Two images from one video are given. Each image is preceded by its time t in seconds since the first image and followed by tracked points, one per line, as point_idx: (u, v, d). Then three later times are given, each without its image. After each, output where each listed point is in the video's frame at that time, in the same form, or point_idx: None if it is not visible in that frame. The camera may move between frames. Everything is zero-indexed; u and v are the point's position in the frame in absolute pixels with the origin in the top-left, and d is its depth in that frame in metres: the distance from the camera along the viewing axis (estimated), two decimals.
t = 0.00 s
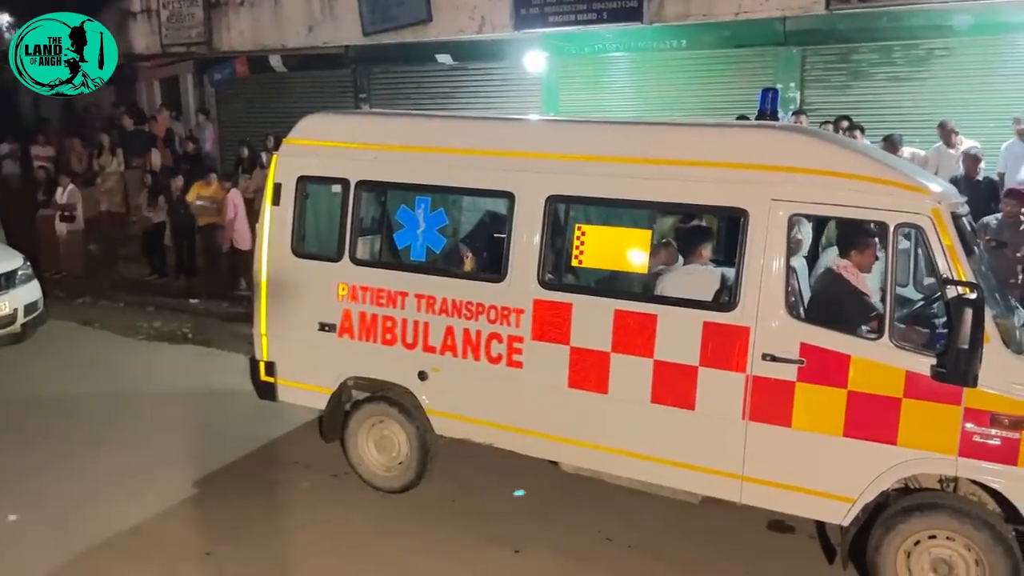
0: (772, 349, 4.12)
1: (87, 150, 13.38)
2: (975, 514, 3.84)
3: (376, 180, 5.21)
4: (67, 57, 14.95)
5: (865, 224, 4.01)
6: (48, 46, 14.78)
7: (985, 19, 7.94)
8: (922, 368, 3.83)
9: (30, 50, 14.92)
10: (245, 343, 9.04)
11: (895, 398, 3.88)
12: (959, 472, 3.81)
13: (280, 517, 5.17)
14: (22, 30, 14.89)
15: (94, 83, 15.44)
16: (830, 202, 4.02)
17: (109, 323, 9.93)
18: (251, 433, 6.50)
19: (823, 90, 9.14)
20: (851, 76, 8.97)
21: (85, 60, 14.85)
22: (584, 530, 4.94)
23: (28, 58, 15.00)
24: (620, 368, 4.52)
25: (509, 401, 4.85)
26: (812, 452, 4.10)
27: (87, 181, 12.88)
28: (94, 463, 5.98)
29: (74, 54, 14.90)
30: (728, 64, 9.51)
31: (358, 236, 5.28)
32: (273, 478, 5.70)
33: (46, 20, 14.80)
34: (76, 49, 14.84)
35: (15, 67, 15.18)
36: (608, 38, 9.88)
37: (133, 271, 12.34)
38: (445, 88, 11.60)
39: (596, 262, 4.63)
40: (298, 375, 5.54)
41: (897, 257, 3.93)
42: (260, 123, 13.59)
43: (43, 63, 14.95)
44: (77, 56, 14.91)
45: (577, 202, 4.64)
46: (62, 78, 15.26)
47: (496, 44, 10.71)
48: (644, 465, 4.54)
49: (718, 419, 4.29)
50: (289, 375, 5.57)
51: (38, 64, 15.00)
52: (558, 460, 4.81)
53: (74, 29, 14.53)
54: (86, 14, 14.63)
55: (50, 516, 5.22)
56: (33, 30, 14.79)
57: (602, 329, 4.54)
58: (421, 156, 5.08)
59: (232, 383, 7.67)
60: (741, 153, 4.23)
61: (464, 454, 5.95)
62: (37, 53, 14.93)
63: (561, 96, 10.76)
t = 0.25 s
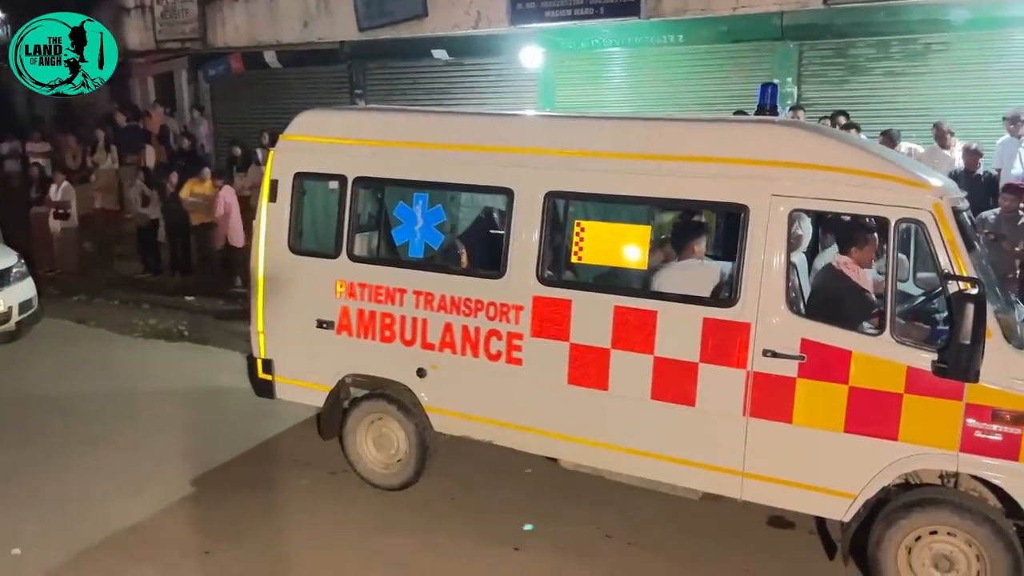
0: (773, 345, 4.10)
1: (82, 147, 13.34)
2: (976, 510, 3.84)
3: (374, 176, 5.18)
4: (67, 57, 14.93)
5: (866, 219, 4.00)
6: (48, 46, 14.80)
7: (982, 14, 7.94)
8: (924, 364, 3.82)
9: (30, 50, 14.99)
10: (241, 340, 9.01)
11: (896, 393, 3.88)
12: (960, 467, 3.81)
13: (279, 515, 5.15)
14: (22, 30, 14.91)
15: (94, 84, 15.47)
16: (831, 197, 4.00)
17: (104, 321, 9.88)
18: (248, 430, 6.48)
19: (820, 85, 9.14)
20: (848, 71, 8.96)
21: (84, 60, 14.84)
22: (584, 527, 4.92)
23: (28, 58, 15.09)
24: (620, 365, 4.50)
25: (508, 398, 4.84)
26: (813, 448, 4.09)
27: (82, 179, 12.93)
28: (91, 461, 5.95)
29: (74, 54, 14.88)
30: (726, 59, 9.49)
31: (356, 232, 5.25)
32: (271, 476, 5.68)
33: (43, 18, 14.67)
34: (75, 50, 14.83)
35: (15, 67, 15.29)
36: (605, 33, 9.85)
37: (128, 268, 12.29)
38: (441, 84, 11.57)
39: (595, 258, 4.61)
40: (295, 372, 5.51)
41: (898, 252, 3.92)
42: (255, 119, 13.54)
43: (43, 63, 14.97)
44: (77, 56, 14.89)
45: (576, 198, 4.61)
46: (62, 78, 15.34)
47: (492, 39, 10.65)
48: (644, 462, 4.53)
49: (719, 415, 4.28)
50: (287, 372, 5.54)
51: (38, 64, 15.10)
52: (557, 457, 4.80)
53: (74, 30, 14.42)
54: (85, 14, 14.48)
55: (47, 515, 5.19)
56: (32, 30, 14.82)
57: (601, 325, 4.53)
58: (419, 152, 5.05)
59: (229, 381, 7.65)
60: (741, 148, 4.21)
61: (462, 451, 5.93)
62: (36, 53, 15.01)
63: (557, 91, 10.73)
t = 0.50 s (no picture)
0: (771, 338, 4.10)
1: (76, 141, 13.25)
2: (974, 503, 3.84)
3: (370, 169, 5.15)
4: (67, 57, 14.86)
5: (865, 212, 3.99)
6: (48, 46, 14.78)
7: (978, 7, 7.95)
8: (923, 357, 3.81)
9: (30, 50, 14.85)
10: (237, 335, 8.97)
11: (895, 386, 3.87)
12: (959, 460, 3.81)
13: (276, 509, 5.13)
14: (21, 30, 14.70)
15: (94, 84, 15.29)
16: (830, 190, 3.99)
17: (99, 316, 9.84)
18: (244, 425, 6.45)
19: (816, 79, 9.13)
20: (844, 65, 8.96)
21: (86, 60, 14.78)
22: (582, 521, 4.92)
23: (28, 58, 14.94)
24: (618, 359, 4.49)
25: (506, 392, 4.82)
26: (811, 441, 4.09)
27: (77, 173, 12.79)
28: (86, 457, 5.92)
29: (74, 54, 14.81)
30: (723, 52, 9.47)
31: (352, 226, 5.23)
32: (268, 471, 5.66)
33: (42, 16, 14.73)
34: (75, 49, 14.74)
35: (15, 67, 15.10)
36: (601, 27, 9.82)
37: (122, 264, 12.23)
38: (436, 78, 11.52)
39: (593, 252, 4.59)
40: (292, 367, 5.49)
41: (897, 246, 3.92)
42: (249, 114, 13.49)
43: (43, 63, 14.90)
44: (77, 56, 14.82)
45: (574, 191, 4.60)
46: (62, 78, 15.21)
47: (487, 33, 10.63)
48: (642, 455, 4.52)
49: (718, 408, 4.27)
50: (283, 367, 5.52)
51: (38, 64, 15.00)
52: (555, 450, 4.79)
53: (74, 30, 14.41)
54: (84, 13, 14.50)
55: (42, 511, 5.16)
56: (32, 30, 14.66)
57: (600, 318, 4.51)
58: (416, 145, 5.02)
59: (224, 376, 7.62)
60: (739, 142, 4.19)
61: (460, 445, 5.92)
62: (37, 52, 14.90)
63: (553, 85, 10.71)
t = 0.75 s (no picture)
0: (766, 334, 4.09)
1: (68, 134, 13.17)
2: (968, 499, 3.85)
3: (364, 164, 5.12)
4: (68, 58, 14.59)
5: (860, 209, 3.98)
6: (48, 46, 14.76)
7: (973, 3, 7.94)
8: (918, 354, 3.82)
9: (30, 50, 15.15)
10: (230, 330, 8.94)
11: (889, 383, 3.88)
12: (953, 456, 3.82)
13: (269, 505, 5.11)
14: (22, 30, 15.06)
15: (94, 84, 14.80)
16: (825, 186, 3.99)
17: (90, 310, 9.78)
18: (237, 420, 6.43)
19: (810, 74, 9.13)
20: (839, 60, 8.95)
21: (85, 61, 14.55)
22: (577, 517, 4.91)
23: (28, 58, 15.26)
24: (613, 355, 4.48)
25: (500, 388, 4.81)
26: (806, 438, 4.09)
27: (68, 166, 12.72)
28: (77, 452, 5.89)
29: (74, 55, 14.54)
30: (718, 48, 9.45)
31: (346, 221, 5.20)
32: (261, 466, 5.63)
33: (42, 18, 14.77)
34: (75, 49, 14.51)
35: (16, 66, 15.54)
36: (595, 21, 9.79)
37: (114, 257, 12.17)
38: (431, 71, 11.46)
39: (588, 248, 4.57)
40: (285, 362, 5.46)
41: (892, 242, 3.91)
42: (242, 108, 13.42)
43: (43, 64, 15.00)
44: (77, 56, 14.54)
45: (568, 187, 4.58)
46: (62, 78, 14.87)
47: (481, 27, 10.59)
48: (637, 451, 4.52)
49: (712, 405, 4.27)
50: (276, 362, 5.49)
51: (38, 63, 15.19)
52: (549, 447, 4.78)
53: (74, 29, 14.27)
54: (85, 14, 14.38)
55: (33, 506, 5.13)
56: (33, 31, 14.94)
57: (594, 314, 4.50)
58: (410, 140, 4.99)
59: (217, 371, 7.59)
60: (735, 137, 4.18)
61: (454, 441, 5.91)
62: (37, 52, 15.14)
63: (547, 79, 10.66)
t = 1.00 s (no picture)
0: (766, 330, 4.08)
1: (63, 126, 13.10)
2: (968, 495, 3.84)
3: (362, 157, 5.09)
4: (67, 57, 14.54)
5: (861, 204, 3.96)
6: (48, 46, 14.68)
7: None
8: (918, 349, 3.81)
9: (30, 50, 14.98)
10: (226, 323, 8.91)
11: (889, 379, 3.87)
12: (952, 453, 3.81)
13: (266, 499, 5.09)
14: (21, 30, 14.93)
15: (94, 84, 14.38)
16: (826, 181, 3.97)
17: (85, 302, 9.74)
18: (234, 414, 6.40)
19: (809, 69, 9.11)
20: (837, 54, 8.93)
21: (84, 59, 14.49)
22: (575, 512, 4.90)
23: (27, 58, 15.01)
24: (612, 350, 4.46)
25: (498, 382, 4.79)
26: (805, 433, 4.08)
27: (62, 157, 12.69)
28: (73, 446, 5.86)
29: (74, 54, 14.51)
30: (716, 41, 9.42)
31: (344, 214, 5.17)
32: (258, 460, 5.61)
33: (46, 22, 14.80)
34: (76, 49, 14.53)
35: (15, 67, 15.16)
36: (593, 14, 9.76)
37: (109, 250, 12.11)
38: (428, 64, 11.41)
39: (588, 242, 4.55)
40: (282, 356, 5.44)
41: (893, 238, 3.90)
42: (238, 100, 13.35)
43: (42, 63, 14.80)
44: (77, 56, 14.52)
45: (568, 181, 4.55)
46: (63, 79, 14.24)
47: (479, 19, 10.54)
48: (635, 447, 4.50)
49: (712, 400, 4.25)
50: (273, 356, 5.47)
51: (38, 64, 14.92)
52: (548, 442, 4.76)
53: (74, 30, 14.43)
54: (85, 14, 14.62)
55: (29, 500, 5.10)
56: (32, 30, 14.87)
57: (593, 309, 4.49)
58: (408, 133, 4.96)
59: (214, 364, 7.56)
60: (735, 132, 4.16)
61: (451, 435, 5.89)
62: (36, 53, 14.98)
63: (545, 72, 10.63)
